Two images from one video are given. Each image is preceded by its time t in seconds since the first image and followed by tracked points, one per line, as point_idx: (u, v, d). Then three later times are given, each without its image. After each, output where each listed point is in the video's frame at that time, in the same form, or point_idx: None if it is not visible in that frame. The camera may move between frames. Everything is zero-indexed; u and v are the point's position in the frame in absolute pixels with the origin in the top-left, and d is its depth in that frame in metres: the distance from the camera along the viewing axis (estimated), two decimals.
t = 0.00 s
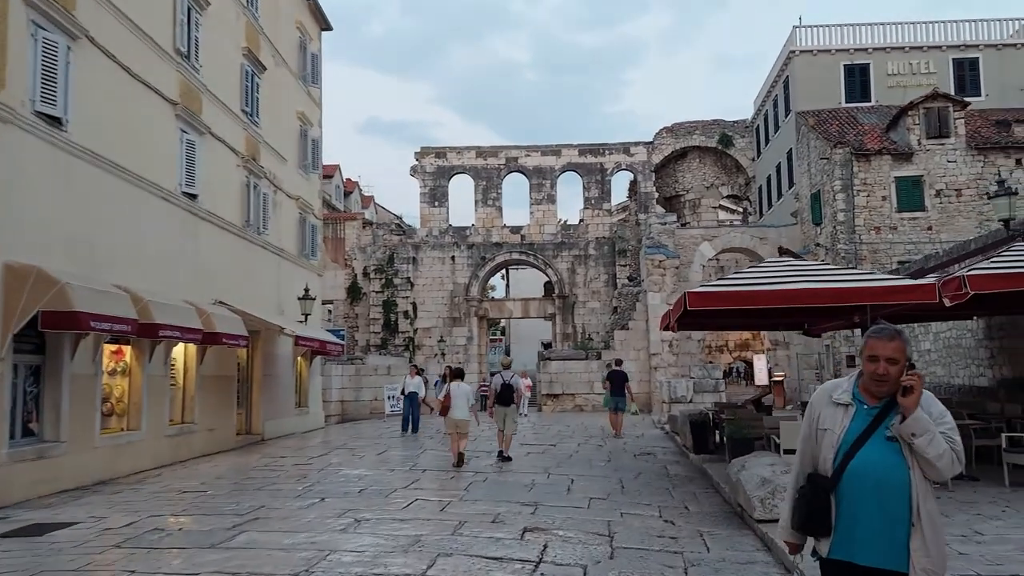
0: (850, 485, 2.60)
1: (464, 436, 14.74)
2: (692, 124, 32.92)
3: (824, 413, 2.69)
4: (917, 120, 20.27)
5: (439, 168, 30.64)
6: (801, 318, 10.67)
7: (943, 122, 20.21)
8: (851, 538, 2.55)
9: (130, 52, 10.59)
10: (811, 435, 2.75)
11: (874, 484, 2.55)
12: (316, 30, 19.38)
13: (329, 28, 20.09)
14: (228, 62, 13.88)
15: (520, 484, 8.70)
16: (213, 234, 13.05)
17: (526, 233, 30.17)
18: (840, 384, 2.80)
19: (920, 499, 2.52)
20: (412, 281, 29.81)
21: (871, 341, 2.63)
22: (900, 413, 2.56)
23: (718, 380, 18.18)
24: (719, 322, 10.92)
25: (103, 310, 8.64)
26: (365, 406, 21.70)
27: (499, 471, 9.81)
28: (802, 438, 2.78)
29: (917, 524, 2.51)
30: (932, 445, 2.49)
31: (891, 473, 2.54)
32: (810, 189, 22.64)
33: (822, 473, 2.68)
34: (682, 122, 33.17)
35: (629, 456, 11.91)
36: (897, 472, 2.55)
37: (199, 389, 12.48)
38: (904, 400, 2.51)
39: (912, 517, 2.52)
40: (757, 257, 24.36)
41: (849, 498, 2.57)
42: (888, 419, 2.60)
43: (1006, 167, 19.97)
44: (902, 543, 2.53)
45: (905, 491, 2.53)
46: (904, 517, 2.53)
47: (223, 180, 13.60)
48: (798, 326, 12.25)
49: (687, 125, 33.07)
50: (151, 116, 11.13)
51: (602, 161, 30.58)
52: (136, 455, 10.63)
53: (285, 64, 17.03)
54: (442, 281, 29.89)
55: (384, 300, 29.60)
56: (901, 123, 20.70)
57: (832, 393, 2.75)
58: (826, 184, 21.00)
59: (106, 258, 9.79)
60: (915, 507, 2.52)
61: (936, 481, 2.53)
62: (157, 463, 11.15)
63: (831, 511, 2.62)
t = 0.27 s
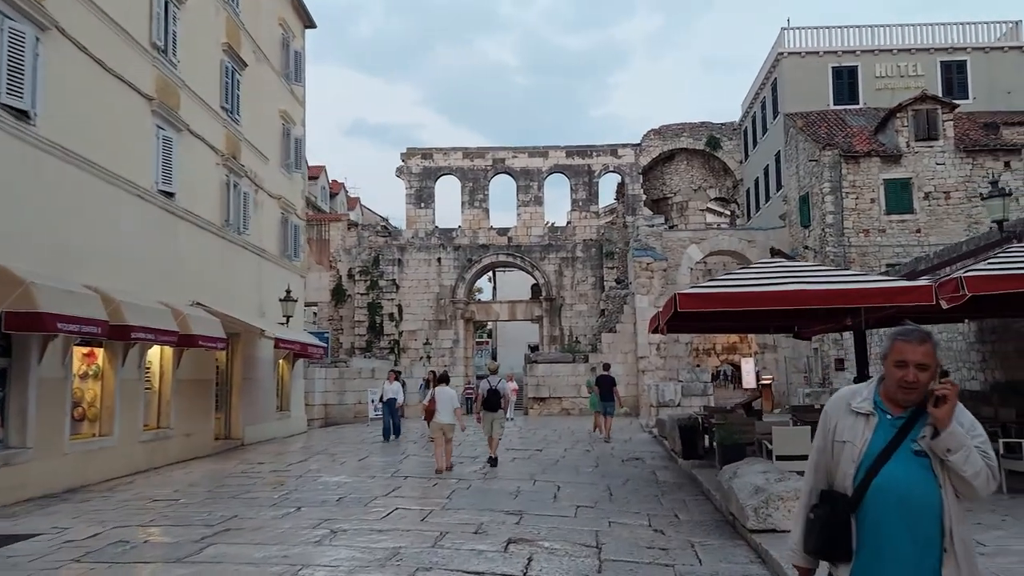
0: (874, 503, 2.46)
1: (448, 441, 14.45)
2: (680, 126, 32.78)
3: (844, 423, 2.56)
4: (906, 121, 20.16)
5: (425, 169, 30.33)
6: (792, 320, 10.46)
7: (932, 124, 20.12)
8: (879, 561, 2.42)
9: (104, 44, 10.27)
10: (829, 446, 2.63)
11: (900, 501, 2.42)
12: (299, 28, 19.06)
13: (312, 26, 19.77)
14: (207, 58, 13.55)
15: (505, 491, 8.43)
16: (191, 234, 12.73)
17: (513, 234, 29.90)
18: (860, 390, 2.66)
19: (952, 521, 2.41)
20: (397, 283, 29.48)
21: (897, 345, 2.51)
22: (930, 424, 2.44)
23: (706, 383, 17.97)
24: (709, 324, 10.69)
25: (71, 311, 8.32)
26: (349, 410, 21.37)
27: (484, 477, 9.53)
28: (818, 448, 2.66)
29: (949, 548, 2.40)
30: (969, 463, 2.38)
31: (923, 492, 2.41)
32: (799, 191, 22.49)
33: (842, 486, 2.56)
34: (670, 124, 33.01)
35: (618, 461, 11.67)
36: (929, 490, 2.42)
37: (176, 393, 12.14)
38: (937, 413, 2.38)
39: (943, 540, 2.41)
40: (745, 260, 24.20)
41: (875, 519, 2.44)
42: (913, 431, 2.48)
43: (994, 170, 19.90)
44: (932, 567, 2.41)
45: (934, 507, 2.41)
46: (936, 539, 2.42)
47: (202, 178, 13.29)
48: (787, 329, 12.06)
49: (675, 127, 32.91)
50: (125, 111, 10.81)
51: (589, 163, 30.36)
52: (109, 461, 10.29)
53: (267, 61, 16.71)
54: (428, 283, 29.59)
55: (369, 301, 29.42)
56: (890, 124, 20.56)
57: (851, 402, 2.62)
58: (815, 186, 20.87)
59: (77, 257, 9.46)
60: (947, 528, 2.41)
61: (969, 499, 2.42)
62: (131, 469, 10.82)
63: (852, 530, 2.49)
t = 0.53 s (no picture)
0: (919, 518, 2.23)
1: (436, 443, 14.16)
2: (671, 126, 32.59)
3: (880, 428, 2.34)
4: (898, 121, 20.01)
5: (414, 168, 30.03)
6: (788, 320, 10.24)
7: (925, 124, 19.98)
8: None
9: (81, 34, 9.94)
10: (860, 455, 2.40)
11: (950, 516, 2.19)
12: (286, 23, 18.74)
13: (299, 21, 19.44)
14: (190, 50, 13.22)
15: (495, 495, 8.15)
16: (173, 231, 12.39)
17: (502, 234, 29.62)
18: (893, 391, 2.43)
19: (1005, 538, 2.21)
20: (386, 284, 29.16)
21: (942, 343, 2.30)
22: (981, 432, 2.24)
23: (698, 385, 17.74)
24: (705, 324, 10.45)
25: (43, 309, 8.01)
26: (336, 411, 21.04)
27: (472, 480, 9.25)
28: (849, 457, 2.43)
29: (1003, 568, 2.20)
30: None
31: (975, 506, 2.19)
32: (791, 191, 22.31)
33: (877, 499, 2.33)
34: (661, 124, 32.83)
35: (610, 464, 11.41)
36: (980, 504, 2.21)
37: (157, 393, 11.81)
38: (998, 421, 2.17)
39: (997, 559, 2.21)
40: (737, 260, 24.02)
41: (920, 535, 2.21)
42: (959, 437, 2.26)
43: (987, 169, 19.79)
44: None
45: (986, 521, 2.20)
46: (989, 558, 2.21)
47: (184, 173, 12.95)
48: (782, 329, 11.84)
49: (666, 127, 32.73)
50: (104, 104, 10.48)
51: (580, 162, 30.12)
52: (86, 464, 9.96)
53: (252, 56, 16.38)
54: (417, 283, 29.29)
55: (358, 301, 29.14)
56: (882, 124, 20.42)
57: (884, 404, 2.39)
58: (807, 186, 20.69)
59: (51, 253, 9.13)
60: (999, 547, 2.21)
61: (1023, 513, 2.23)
62: (109, 472, 10.49)
63: (892, 548, 2.26)
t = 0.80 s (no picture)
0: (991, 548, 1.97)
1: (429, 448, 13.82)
2: (667, 126, 32.36)
3: (942, 446, 2.06)
4: (899, 120, 19.83)
5: (408, 167, 29.71)
6: (792, 322, 9.97)
7: (926, 123, 19.77)
8: None
9: (64, 26, 9.61)
10: (913, 477, 2.12)
11: None
12: (278, 19, 18.42)
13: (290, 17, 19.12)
14: (178, 44, 12.89)
15: (491, 504, 7.83)
16: (160, 229, 12.06)
17: (497, 235, 29.31)
18: (945, 404, 2.17)
19: None
20: (379, 284, 28.83)
21: (1011, 348, 2.08)
22: None
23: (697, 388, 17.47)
24: (707, 325, 10.14)
25: (21, 308, 7.68)
26: (328, 414, 20.70)
27: (467, 487, 8.94)
28: (896, 481, 2.15)
29: None
30: None
31: None
32: (789, 191, 22.06)
33: (939, 526, 2.06)
34: (657, 124, 32.58)
35: (609, 469, 11.10)
36: None
37: (143, 396, 11.47)
38: None
39: None
40: (735, 261, 23.77)
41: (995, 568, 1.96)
42: None
43: (988, 170, 19.60)
44: None
45: None
46: None
47: (171, 171, 12.62)
48: (784, 331, 11.57)
49: (662, 127, 32.49)
50: (88, 98, 10.15)
51: (575, 163, 29.84)
52: (68, 470, 9.62)
53: (242, 52, 16.06)
54: (411, 284, 28.96)
55: (350, 303, 28.79)
56: (882, 123, 20.21)
57: (941, 418, 2.12)
58: (807, 186, 20.46)
59: (30, 251, 8.79)
60: None
61: None
62: (92, 478, 10.14)
63: None
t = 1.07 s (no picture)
0: None
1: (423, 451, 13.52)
2: (664, 125, 32.13)
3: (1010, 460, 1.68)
4: (899, 119, 19.63)
5: (402, 167, 29.41)
6: (795, 322, 9.72)
7: (926, 122, 19.55)
8: None
9: (48, 16, 9.31)
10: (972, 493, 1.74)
11: None
12: (269, 14, 18.14)
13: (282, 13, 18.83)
14: (166, 38, 12.59)
15: (486, 510, 7.53)
16: (147, 227, 11.77)
17: (492, 235, 29.03)
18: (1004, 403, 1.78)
19: None
20: (373, 285, 28.54)
21: None
22: None
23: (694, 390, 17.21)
24: (709, 325, 9.88)
25: None
26: (321, 416, 20.39)
27: (461, 492, 8.66)
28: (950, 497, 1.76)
29: None
30: None
31: None
32: (787, 191, 21.82)
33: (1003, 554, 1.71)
34: (653, 124, 32.36)
35: (607, 474, 10.82)
36: None
37: (129, 398, 11.17)
38: None
39: None
40: (733, 261, 23.55)
41: None
42: None
43: (989, 169, 19.41)
44: None
45: None
46: None
47: (159, 167, 12.32)
48: (786, 332, 11.33)
49: (659, 126, 32.26)
50: (72, 91, 9.85)
51: (571, 162, 29.58)
52: (50, 474, 9.31)
53: (232, 47, 15.77)
54: (405, 284, 28.68)
55: (343, 304, 28.52)
56: (882, 122, 20.01)
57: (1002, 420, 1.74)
58: (806, 186, 20.24)
59: (10, 248, 8.49)
60: None
61: None
62: (76, 482, 9.83)
63: None
